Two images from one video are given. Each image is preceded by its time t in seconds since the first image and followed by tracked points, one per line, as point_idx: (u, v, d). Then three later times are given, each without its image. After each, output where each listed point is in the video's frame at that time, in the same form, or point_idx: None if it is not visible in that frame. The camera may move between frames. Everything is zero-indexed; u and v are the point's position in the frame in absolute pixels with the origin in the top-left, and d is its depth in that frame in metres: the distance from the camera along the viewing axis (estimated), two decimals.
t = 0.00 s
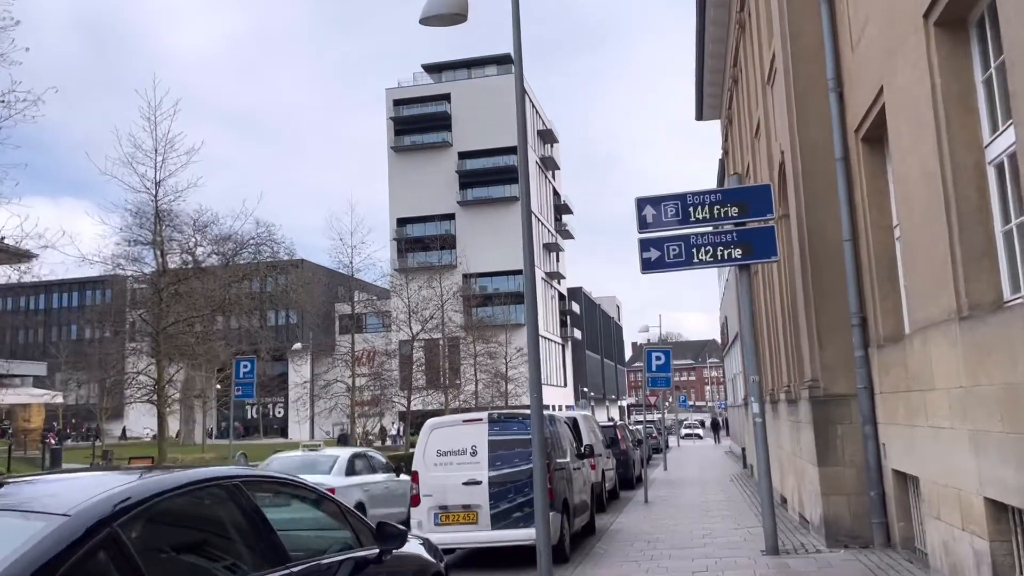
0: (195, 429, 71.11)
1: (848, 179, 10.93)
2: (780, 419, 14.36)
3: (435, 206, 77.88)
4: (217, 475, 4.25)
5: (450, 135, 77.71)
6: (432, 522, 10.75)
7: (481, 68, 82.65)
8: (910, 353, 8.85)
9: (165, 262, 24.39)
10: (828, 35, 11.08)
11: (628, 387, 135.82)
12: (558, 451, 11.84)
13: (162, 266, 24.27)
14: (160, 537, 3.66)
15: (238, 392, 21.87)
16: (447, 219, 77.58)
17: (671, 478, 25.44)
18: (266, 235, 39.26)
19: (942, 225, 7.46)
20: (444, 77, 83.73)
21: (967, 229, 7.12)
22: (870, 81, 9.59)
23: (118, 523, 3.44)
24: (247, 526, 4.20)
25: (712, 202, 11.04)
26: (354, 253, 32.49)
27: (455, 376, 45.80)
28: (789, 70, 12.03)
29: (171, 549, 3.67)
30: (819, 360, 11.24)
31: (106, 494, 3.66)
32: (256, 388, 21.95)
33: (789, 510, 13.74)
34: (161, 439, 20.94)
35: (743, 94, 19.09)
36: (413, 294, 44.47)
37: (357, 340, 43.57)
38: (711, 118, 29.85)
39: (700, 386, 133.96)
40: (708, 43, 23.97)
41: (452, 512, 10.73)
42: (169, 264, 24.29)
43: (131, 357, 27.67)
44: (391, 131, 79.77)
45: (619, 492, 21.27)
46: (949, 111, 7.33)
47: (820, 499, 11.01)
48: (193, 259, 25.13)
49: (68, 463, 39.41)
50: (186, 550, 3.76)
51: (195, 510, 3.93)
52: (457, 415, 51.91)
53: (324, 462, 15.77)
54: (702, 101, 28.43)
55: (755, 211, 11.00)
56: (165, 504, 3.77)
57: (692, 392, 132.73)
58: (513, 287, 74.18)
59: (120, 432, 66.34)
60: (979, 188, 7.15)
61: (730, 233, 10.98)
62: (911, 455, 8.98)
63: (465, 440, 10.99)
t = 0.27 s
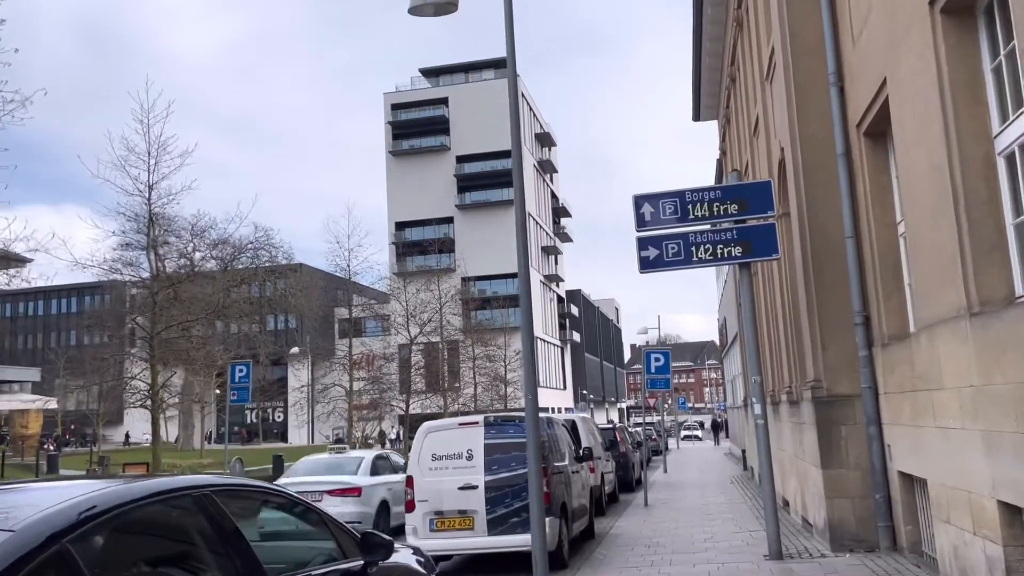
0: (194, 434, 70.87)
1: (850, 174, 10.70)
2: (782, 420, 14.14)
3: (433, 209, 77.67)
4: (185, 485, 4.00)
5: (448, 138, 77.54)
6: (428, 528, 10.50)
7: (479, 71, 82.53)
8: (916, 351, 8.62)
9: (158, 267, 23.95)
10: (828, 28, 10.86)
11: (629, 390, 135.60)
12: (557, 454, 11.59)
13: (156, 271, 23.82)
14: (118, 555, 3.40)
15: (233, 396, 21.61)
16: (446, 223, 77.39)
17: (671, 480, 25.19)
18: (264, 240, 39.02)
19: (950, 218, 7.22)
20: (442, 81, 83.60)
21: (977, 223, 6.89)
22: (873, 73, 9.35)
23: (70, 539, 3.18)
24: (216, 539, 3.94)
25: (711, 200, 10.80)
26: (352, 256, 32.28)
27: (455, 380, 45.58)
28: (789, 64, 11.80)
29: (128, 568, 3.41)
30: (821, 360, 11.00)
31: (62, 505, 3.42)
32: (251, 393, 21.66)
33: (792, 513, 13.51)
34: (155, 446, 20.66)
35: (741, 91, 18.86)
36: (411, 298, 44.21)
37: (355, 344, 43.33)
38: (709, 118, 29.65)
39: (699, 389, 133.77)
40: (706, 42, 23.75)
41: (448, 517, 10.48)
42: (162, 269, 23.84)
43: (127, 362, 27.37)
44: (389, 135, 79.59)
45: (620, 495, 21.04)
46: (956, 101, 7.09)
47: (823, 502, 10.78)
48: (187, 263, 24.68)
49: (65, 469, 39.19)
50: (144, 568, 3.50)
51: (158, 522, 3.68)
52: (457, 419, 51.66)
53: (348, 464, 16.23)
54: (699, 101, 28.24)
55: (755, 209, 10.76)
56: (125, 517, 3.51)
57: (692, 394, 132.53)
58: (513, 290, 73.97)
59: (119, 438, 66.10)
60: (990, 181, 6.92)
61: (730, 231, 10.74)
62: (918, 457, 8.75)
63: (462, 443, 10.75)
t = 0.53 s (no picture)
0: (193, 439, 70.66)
1: (853, 167, 10.42)
2: (785, 421, 13.84)
3: (432, 213, 77.45)
4: (145, 492, 3.75)
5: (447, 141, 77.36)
6: (421, 535, 10.21)
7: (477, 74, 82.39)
8: (922, 348, 8.33)
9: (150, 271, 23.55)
10: (830, 18, 10.57)
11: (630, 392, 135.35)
12: (554, 457, 11.29)
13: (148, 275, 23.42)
14: (68, 561, 3.19)
15: (227, 401, 21.35)
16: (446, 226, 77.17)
17: (672, 483, 24.89)
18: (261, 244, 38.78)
19: (958, 209, 6.93)
20: (440, 83, 83.42)
21: (986, 214, 6.60)
22: (877, 61, 9.06)
23: (12, 550, 2.95)
24: (171, 549, 3.66)
25: (710, 195, 10.52)
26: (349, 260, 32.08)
27: (454, 384, 45.31)
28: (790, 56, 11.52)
29: None
30: (824, 359, 10.71)
31: (6, 513, 3.18)
32: (246, 397, 21.43)
33: (796, 516, 13.21)
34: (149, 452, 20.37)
35: (740, 87, 18.59)
36: (410, 300, 43.96)
37: (354, 348, 43.06)
38: (709, 116, 29.39)
39: (701, 390, 133.47)
40: (704, 38, 23.49)
41: (442, 523, 10.18)
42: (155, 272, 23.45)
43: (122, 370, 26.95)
44: (387, 138, 79.42)
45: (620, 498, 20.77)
46: (964, 87, 6.80)
47: (828, 504, 10.48)
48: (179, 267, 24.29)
49: (62, 476, 38.97)
50: None
51: (114, 532, 3.44)
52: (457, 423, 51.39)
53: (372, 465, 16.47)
54: (698, 99, 27.97)
55: (755, 203, 10.47)
56: (77, 525, 3.29)
57: (694, 396, 132.27)
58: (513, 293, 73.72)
59: (118, 444, 65.90)
60: (1000, 169, 6.63)
61: (729, 226, 10.45)
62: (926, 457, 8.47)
63: (456, 446, 10.46)
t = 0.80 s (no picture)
0: (195, 444, 70.45)
1: (859, 163, 10.14)
2: (790, 422, 13.57)
3: (433, 215, 77.24)
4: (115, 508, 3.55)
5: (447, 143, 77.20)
6: (418, 543, 9.94)
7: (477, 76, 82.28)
8: (932, 348, 8.06)
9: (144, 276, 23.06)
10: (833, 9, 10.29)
11: (633, 394, 134.99)
12: (554, 463, 11.00)
13: (142, 280, 22.93)
14: None
15: (224, 406, 21.09)
16: (446, 228, 76.94)
17: (677, 485, 24.58)
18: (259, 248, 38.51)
19: (970, 202, 6.65)
20: (440, 85, 83.26)
21: (1000, 208, 6.33)
22: (882, 53, 8.78)
23: None
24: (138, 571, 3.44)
25: (711, 191, 10.25)
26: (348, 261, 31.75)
27: (456, 386, 45.03)
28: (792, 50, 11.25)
29: None
30: (831, 359, 10.43)
31: None
32: (243, 402, 21.18)
33: (803, 520, 12.93)
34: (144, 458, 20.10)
35: (742, 83, 18.30)
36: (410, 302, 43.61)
37: (355, 351, 42.79)
38: (710, 115, 29.10)
39: (704, 391, 133.08)
40: (705, 36, 23.21)
41: (439, 531, 9.91)
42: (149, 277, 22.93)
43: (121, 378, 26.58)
44: (388, 140, 79.27)
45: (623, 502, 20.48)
46: (975, 77, 6.52)
47: (835, 508, 10.21)
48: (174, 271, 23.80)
49: (61, 482, 38.77)
50: None
51: (79, 550, 3.23)
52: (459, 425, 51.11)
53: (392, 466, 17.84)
54: (699, 97, 27.69)
55: (758, 199, 10.19)
56: (39, 545, 3.08)
57: (697, 397, 131.87)
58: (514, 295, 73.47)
59: (119, 449, 65.68)
60: (1013, 162, 6.36)
61: (732, 224, 10.18)
62: (936, 460, 8.20)
63: (452, 452, 10.18)
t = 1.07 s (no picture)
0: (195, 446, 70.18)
1: (866, 152, 9.85)
2: (796, 420, 13.29)
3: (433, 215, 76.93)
4: (67, 515, 3.40)
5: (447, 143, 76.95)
6: (414, 546, 9.65)
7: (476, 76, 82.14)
8: (945, 340, 7.77)
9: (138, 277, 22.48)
10: None
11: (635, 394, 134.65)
12: (554, 462, 10.70)
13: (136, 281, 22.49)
14: None
15: (220, 408, 20.82)
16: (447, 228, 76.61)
17: (679, 485, 24.27)
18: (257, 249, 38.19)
19: (986, 187, 6.36)
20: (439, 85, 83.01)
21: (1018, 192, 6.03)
22: (891, 35, 8.49)
23: None
24: None
25: (714, 182, 9.96)
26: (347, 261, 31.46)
27: (457, 387, 44.69)
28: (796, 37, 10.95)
29: None
30: (838, 354, 10.14)
31: None
32: (239, 403, 20.90)
33: (810, 520, 12.64)
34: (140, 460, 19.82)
35: (744, 76, 18.00)
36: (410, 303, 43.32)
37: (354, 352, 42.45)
38: (710, 110, 28.80)
39: (706, 390, 132.74)
40: (705, 29, 22.90)
41: (436, 533, 9.62)
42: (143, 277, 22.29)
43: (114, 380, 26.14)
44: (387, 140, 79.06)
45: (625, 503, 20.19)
46: (992, 54, 6.23)
47: (843, 507, 9.93)
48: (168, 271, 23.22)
49: (59, 485, 38.50)
50: None
51: (26, 560, 3.08)
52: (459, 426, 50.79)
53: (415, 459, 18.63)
54: (699, 92, 27.39)
55: (762, 189, 9.89)
56: None
57: (699, 396, 131.49)
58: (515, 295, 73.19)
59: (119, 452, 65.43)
60: None
61: (735, 215, 9.89)
62: (951, 457, 7.91)
63: (449, 452, 9.90)
